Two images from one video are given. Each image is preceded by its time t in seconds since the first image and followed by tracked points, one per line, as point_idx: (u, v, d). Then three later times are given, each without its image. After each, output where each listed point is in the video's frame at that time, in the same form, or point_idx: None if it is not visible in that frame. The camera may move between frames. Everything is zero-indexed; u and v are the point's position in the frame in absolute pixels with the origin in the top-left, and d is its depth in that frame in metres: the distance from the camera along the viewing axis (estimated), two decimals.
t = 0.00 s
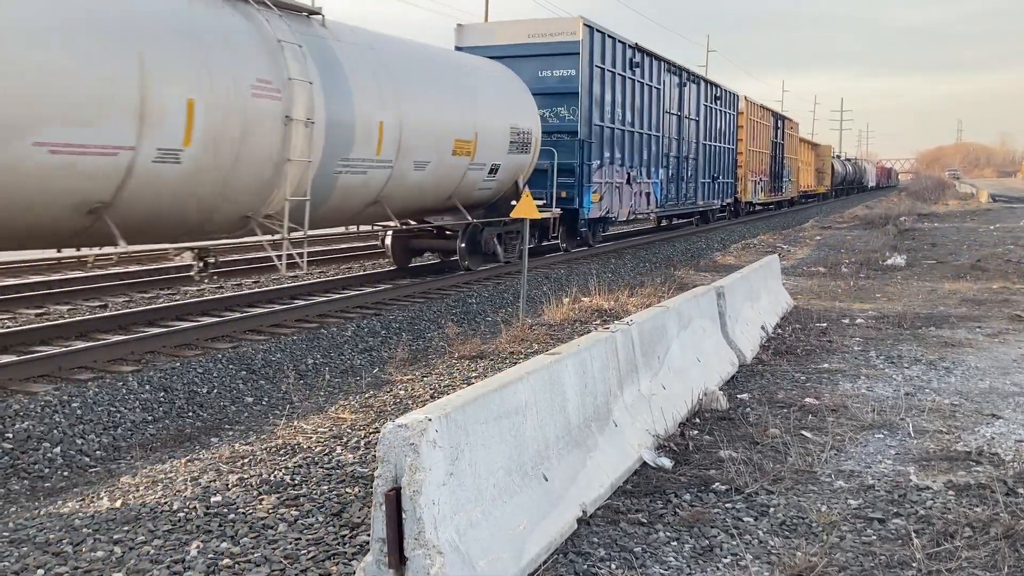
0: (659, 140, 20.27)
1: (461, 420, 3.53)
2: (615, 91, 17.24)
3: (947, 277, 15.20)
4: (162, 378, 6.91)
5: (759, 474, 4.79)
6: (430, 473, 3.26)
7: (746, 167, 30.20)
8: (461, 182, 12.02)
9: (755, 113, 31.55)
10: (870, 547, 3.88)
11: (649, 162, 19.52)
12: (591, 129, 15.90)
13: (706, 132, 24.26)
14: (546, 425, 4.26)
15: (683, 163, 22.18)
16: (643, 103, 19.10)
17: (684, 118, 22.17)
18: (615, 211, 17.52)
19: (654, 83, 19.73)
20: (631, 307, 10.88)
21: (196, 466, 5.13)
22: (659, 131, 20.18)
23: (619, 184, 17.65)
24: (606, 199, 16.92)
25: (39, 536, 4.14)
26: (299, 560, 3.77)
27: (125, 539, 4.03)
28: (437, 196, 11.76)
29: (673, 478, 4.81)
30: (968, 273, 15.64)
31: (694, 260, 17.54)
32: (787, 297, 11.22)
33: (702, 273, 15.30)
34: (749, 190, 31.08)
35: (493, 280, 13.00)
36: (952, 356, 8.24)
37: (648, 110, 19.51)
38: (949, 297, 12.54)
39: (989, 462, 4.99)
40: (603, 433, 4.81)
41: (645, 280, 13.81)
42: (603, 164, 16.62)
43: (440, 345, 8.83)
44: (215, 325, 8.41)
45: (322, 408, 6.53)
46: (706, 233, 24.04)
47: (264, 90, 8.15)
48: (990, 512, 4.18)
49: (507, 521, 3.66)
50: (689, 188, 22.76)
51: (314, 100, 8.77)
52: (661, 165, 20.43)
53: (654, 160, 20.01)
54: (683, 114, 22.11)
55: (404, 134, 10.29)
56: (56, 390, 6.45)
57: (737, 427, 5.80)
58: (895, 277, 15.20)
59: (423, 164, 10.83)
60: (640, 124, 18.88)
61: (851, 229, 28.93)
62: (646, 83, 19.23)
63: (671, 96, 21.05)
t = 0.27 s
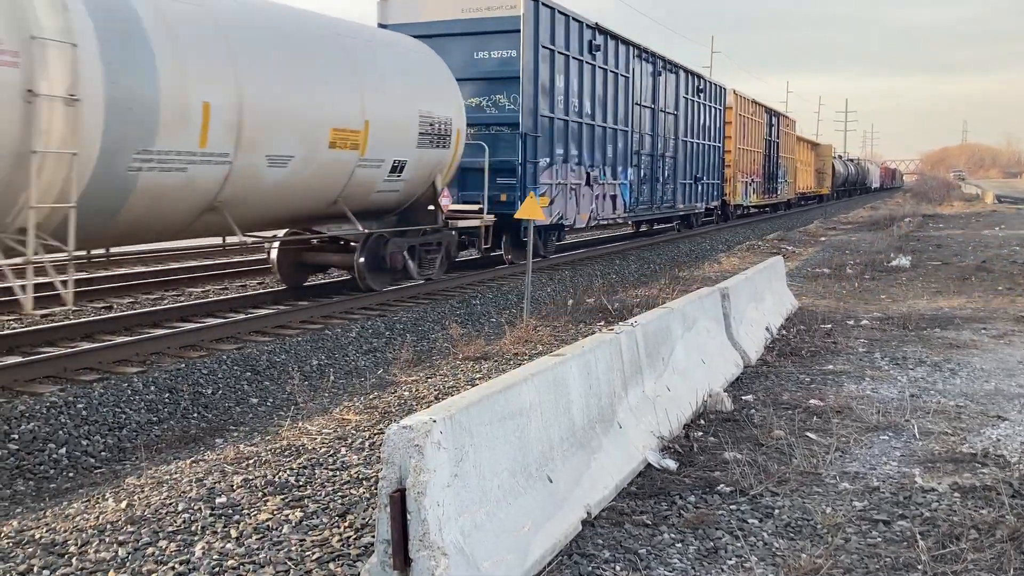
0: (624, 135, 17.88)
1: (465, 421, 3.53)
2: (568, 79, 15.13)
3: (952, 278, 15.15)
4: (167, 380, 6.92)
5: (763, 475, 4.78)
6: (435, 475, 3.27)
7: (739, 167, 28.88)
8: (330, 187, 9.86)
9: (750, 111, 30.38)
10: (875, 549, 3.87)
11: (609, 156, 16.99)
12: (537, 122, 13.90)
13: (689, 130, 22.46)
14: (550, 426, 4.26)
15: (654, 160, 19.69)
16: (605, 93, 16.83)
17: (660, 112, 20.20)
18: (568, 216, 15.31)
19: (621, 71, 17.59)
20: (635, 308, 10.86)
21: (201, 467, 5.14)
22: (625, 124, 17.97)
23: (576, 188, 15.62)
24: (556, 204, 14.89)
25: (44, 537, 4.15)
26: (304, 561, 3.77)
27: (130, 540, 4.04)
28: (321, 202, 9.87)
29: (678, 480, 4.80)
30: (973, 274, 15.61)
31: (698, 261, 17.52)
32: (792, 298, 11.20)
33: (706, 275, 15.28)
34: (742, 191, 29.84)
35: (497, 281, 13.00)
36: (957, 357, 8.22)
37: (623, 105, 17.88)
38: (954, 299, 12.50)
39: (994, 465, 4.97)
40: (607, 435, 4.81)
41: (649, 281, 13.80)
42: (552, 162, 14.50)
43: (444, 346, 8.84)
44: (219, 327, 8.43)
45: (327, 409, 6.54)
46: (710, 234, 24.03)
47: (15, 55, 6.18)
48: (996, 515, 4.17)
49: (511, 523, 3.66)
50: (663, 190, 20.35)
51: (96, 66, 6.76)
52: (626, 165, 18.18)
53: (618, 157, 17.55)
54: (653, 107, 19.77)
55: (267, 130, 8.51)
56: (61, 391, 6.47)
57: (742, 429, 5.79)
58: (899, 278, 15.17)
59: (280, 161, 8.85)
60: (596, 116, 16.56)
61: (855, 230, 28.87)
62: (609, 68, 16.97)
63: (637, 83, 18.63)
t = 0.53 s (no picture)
0: (564, 125, 15.42)
1: (470, 423, 3.53)
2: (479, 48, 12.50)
3: (957, 280, 15.12)
4: (172, 382, 6.94)
5: (768, 478, 4.77)
6: (439, 477, 3.27)
7: (725, 166, 26.77)
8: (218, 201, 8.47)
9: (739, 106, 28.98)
10: (880, 552, 3.86)
11: (567, 153, 15.44)
12: (459, 110, 11.95)
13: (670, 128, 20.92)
14: (555, 428, 4.25)
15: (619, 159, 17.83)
16: (567, 89, 15.49)
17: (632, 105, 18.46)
18: (502, 223, 13.35)
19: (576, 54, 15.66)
20: (640, 310, 10.85)
21: (206, 468, 5.15)
22: (575, 116, 15.80)
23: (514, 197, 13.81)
24: (485, 210, 12.86)
25: (50, 539, 4.16)
26: (309, 563, 3.77)
27: (135, 542, 4.05)
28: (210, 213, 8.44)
29: (683, 482, 4.80)
30: (978, 276, 15.57)
31: (703, 262, 17.51)
32: (797, 300, 11.18)
33: (711, 276, 15.27)
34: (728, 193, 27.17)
35: (501, 283, 13.01)
36: (962, 359, 8.20)
37: (582, 95, 16.08)
38: (959, 301, 12.47)
39: (1000, 467, 4.95)
40: (612, 437, 4.80)
41: (653, 283, 13.80)
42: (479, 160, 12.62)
43: (448, 348, 8.84)
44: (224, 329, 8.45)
45: (332, 411, 6.55)
46: (714, 236, 24.01)
47: None
48: (1002, 517, 4.16)
49: (516, 525, 3.66)
50: (632, 193, 18.57)
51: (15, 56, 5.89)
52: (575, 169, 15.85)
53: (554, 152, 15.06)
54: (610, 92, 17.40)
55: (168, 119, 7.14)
56: (66, 393, 6.49)
57: (746, 431, 5.78)
58: (904, 280, 15.14)
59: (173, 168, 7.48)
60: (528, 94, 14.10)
61: (859, 231, 28.82)
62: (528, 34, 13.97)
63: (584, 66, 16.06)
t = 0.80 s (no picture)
0: (477, 107, 12.40)
1: (474, 425, 3.53)
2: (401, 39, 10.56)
3: (961, 282, 15.09)
4: (176, 384, 6.95)
5: (773, 480, 4.77)
6: (444, 479, 3.27)
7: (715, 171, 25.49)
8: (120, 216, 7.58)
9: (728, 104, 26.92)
10: (886, 554, 3.85)
11: (484, 144, 12.52)
12: (333, 91, 9.41)
13: (640, 121, 18.62)
14: (559, 430, 4.25)
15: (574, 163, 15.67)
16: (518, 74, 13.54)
17: (588, 95, 16.10)
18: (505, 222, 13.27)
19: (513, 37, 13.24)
20: (645, 313, 10.84)
21: (211, 471, 5.16)
22: (495, 101, 12.94)
23: (423, 202, 11.19)
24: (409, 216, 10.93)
25: (55, 541, 4.16)
26: (313, 565, 3.78)
27: (140, 544, 4.05)
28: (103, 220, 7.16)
29: (688, 485, 4.79)
30: (983, 278, 15.53)
31: (707, 265, 17.50)
32: (801, 303, 11.16)
33: (715, 278, 15.26)
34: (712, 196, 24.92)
35: (505, 285, 13.01)
36: (967, 361, 8.18)
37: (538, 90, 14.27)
38: (963, 303, 12.44)
39: (1006, 469, 4.94)
40: (616, 439, 4.80)
41: (658, 285, 13.80)
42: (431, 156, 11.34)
43: (452, 350, 8.85)
44: (228, 332, 8.47)
45: (336, 413, 6.56)
46: (718, 239, 23.99)
47: None
48: (1008, 520, 4.15)
49: (521, 527, 3.66)
50: (588, 196, 16.20)
51: None
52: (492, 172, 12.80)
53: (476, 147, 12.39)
54: (554, 81, 14.78)
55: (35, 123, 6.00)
56: (72, 395, 6.50)
57: (751, 434, 5.78)
58: (908, 282, 15.11)
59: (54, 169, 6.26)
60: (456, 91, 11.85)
61: (863, 233, 28.76)
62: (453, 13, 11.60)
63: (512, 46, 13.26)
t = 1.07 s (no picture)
0: (424, 109, 11.32)
1: (477, 427, 3.52)
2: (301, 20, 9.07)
3: (965, 284, 15.06)
4: (180, 386, 6.96)
5: (777, 482, 4.76)
6: (446, 481, 3.27)
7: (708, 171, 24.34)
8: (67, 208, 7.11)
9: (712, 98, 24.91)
10: (889, 556, 3.85)
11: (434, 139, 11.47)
12: (247, 88, 8.39)
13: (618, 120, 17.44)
14: (562, 432, 4.25)
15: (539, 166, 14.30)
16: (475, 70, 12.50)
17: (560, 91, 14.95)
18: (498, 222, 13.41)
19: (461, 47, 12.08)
20: (648, 315, 10.83)
21: (215, 473, 5.17)
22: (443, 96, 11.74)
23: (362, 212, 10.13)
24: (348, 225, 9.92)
25: (59, 543, 4.17)
26: (317, 567, 3.78)
27: (144, 546, 4.06)
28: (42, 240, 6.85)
29: (691, 487, 4.79)
30: (987, 280, 15.50)
31: (710, 267, 17.49)
32: (804, 304, 11.14)
33: (718, 280, 15.26)
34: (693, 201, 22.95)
35: (508, 288, 13.02)
36: (971, 363, 8.16)
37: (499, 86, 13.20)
38: (967, 305, 12.41)
39: (1010, 472, 4.93)
40: (619, 441, 4.79)
41: (660, 287, 13.79)
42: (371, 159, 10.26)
43: (455, 353, 8.85)
44: (233, 334, 8.50)
45: (339, 416, 6.56)
46: (722, 241, 23.98)
47: None
48: (1012, 522, 4.14)
49: (524, 529, 3.66)
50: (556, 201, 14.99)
51: None
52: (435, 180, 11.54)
53: (416, 149, 11.15)
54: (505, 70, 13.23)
55: None
56: (76, 397, 6.52)
57: (754, 436, 5.77)
58: (912, 284, 15.07)
59: None
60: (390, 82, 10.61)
61: (866, 235, 28.71)
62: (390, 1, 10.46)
63: (457, 40, 11.98)
